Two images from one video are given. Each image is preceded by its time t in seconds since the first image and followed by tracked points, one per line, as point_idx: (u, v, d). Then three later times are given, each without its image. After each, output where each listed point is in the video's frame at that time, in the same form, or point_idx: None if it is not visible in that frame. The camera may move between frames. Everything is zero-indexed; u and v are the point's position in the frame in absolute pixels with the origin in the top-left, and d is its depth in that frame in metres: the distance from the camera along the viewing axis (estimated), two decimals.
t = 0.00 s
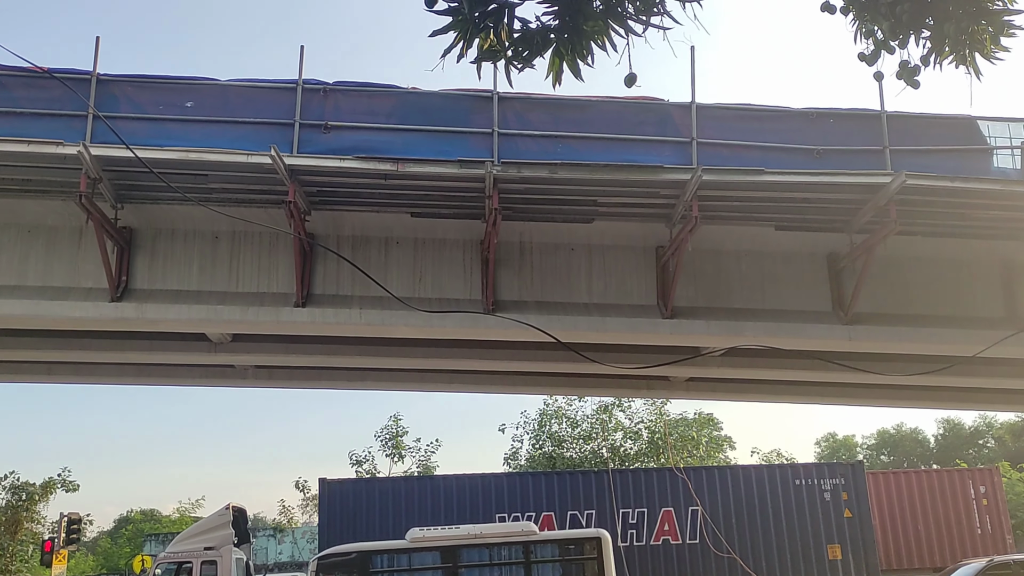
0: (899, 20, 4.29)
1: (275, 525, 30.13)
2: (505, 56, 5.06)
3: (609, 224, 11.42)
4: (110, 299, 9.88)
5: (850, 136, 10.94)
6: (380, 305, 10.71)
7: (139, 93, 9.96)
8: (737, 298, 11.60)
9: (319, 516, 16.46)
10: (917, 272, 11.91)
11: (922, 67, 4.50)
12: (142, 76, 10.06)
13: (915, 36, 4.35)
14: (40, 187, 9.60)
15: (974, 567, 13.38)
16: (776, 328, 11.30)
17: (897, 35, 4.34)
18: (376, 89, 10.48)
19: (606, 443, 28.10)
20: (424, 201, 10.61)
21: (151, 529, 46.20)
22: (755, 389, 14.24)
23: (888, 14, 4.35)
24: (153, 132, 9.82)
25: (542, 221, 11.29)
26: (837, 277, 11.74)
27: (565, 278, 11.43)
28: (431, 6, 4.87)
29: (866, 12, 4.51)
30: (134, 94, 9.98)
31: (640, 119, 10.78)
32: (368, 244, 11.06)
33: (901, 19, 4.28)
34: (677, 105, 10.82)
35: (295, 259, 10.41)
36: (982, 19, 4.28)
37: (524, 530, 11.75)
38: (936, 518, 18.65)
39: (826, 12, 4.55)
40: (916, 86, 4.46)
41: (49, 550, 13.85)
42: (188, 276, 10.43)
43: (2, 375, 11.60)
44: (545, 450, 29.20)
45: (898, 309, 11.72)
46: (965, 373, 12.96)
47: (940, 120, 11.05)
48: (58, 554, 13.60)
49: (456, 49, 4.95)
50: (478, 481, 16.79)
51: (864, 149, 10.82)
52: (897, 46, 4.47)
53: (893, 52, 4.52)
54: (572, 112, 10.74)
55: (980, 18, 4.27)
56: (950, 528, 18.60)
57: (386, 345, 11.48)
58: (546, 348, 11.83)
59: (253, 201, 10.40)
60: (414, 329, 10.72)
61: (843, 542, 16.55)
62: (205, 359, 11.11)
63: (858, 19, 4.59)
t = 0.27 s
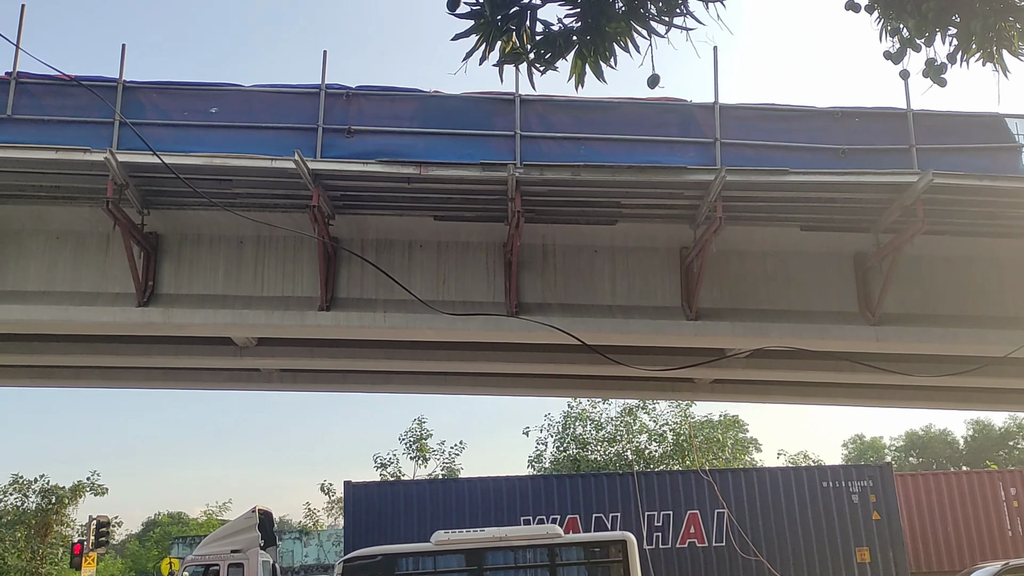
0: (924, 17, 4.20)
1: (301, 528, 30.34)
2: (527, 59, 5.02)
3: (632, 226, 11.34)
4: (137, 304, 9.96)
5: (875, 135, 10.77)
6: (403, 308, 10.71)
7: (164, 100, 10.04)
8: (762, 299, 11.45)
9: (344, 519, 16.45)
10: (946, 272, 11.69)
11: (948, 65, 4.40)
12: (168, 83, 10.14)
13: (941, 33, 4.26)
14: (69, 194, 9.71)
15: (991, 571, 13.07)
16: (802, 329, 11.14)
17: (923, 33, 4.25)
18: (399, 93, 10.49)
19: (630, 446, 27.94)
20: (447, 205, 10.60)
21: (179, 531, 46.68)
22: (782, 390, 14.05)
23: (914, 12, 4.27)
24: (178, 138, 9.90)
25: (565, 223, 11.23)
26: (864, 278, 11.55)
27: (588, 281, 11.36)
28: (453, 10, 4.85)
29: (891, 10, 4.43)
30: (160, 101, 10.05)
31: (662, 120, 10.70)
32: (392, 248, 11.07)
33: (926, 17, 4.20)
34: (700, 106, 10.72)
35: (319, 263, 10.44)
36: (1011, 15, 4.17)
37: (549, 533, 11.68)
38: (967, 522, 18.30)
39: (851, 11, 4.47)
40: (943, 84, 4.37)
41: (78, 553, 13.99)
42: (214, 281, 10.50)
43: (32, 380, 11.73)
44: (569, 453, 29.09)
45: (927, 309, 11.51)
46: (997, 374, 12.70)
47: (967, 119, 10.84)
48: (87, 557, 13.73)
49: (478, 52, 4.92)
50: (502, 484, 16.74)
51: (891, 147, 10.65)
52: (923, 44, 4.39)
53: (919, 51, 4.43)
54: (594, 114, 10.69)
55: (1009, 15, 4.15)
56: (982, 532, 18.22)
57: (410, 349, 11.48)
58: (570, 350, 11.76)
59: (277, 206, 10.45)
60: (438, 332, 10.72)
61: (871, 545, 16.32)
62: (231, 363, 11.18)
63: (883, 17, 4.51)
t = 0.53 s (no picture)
0: (952, 13, 4.10)
1: (327, 530, 30.47)
2: (550, 60, 4.97)
3: (657, 227, 11.23)
4: (164, 308, 10.03)
5: (902, 133, 10.58)
6: (427, 311, 10.70)
7: (189, 105, 10.10)
8: (790, 300, 11.29)
9: (369, 521, 16.41)
10: (977, 271, 11.45)
11: (977, 62, 4.29)
12: (192, 89, 10.19)
13: (969, 30, 4.16)
14: (97, 200, 9.80)
15: None
16: (829, 329, 10.96)
17: (950, 30, 4.14)
18: (422, 96, 10.48)
19: (656, 447, 27.73)
20: (470, 207, 10.60)
21: (206, 534, 47.12)
22: (810, 391, 13.85)
23: (941, 9, 4.16)
24: (204, 144, 9.95)
25: (589, 225, 11.16)
26: (892, 278, 11.37)
27: (613, 282, 11.27)
28: (475, 12, 4.82)
29: (918, 6, 4.33)
30: (185, 106, 10.11)
31: (687, 121, 10.59)
32: (416, 250, 11.05)
33: (954, 13, 4.09)
34: (723, 106, 10.60)
35: (343, 267, 10.45)
36: None
37: (574, 535, 11.62)
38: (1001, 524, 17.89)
39: (876, 8, 4.37)
40: (971, 81, 4.25)
41: (108, 555, 14.13)
42: (240, 285, 10.54)
43: (61, 385, 11.86)
44: (594, 455, 28.95)
45: (957, 309, 11.29)
46: None
47: (997, 116, 10.62)
48: (116, 559, 13.87)
49: (500, 54, 4.88)
50: (527, 486, 16.67)
51: (920, 145, 10.47)
52: (950, 40, 4.28)
53: (946, 47, 4.32)
54: (618, 115, 10.60)
55: None
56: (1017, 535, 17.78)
57: (434, 352, 11.47)
58: (594, 352, 11.67)
59: (301, 210, 10.48)
60: (462, 335, 10.71)
61: (901, 546, 16.09)
62: (256, 366, 11.23)
63: (909, 14, 4.41)
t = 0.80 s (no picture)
0: (979, 9, 4.00)
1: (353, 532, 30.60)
2: (573, 61, 4.91)
3: (681, 227, 11.12)
4: (190, 312, 10.09)
5: (928, 131, 10.38)
6: (451, 313, 10.68)
7: (214, 111, 10.16)
8: (817, 300, 11.13)
9: (395, 524, 16.39)
10: (1009, 270, 11.20)
11: (1006, 58, 4.17)
12: (217, 94, 10.25)
13: (998, 25, 4.05)
14: (124, 205, 9.89)
15: None
16: (855, 329, 10.76)
17: (977, 26, 4.04)
18: (444, 99, 10.46)
19: (681, 449, 27.50)
20: (493, 210, 10.65)
21: (233, 536, 47.54)
22: (838, 392, 13.65)
23: (968, 4, 4.07)
24: (228, 149, 10.01)
25: (612, 226, 11.07)
26: (919, 277, 11.15)
27: (637, 283, 11.19)
28: (498, 15, 4.79)
29: (943, 3, 4.22)
30: (210, 112, 10.16)
31: (710, 120, 10.47)
32: (439, 253, 11.03)
33: (981, 9, 4.00)
34: (748, 104, 10.45)
35: (367, 270, 10.46)
36: None
37: (600, 537, 11.51)
38: None
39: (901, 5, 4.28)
40: (1000, 77, 4.14)
41: (136, 558, 14.25)
42: (265, 289, 10.58)
43: (90, 389, 11.98)
44: (619, 456, 28.78)
45: (988, 308, 11.06)
46: None
47: None
48: (145, 561, 13.99)
49: (523, 56, 4.85)
50: (552, 488, 16.56)
51: (947, 142, 10.27)
52: (978, 36, 4.17)
53: (974, 43, 4.21)
54: (641, 115, 10.51)
55: None
56: None
57: (458, 354, 11.44)
58: (619, 353, 11.58)
59: (325, 214, 10.50)
60: (486, 336, 10.68)
61: (931, 548, 15.82)
62: (282, 370, 11.27)
63: (934, 11, 4.30)
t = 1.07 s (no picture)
0: (1006, 4, 3.92)
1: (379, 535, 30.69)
2: (596, 62, 4.86)
3: (705, 227, 11.03)
4: (216, 316, 10.14)
5: (956, 128, 10.19)
6: (475, 316, 10.65)
7: (238, 116, 10.23)
8: (844, 300, 10.95)
9: (421, 526, 16.37)
10: None
11: None
12: (241, 99, 10.32)
13: None
14: (150, 211, 9.99)
15: None
16: (883, 328, 10.55)
17: (1005, 22, 3.96)
18: (466, 102, 10.45)
19: (707, 450, 27.25)
20: (516, 212, 10.62)
21: (260, 539, 47.92)
22: (866, 392, 13.43)
23: None
24: (253, 154, 10.06)
25: (636, 227, 11.00)
26: (948, 276, 10.95)
27: (661, 284, 11.10)
28: (520, 17, 4.76)
29: None
30: (234, 117, 10.23)
31: (734, 120, 10.36)
32: (463, 255, 11.01)
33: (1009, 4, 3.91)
34: (772, 104, 10.35)
35: (391, 272, 10.46)
36: None
37: (626, 539, 11.39)
38: None
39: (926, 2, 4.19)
40: None
41: (164, 560, 14.36)
42: (289, 292, 10.62)
43: (119, 393, 12.09)
44: (644, 458, 28.58)
45: (1019, 307, 10.82)
46: None
47: None
48: (173, 564, 14.08)
49: (545, 58, 4.81)
50: (578, 490, 16.45)
51: (975, 140, 10.07)
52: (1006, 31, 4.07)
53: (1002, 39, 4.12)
54: (664, 115, 10.43)
55: None
56: None
57: (482, 356, 11.41)
58: (644, 355, 11.48)
59: (349, 217, 10.52)
60: (509, 339, 10.62)
61: (961, 549, 15.56)
62: (307, 373, 11.31)
63: (960, 7, 4.21)
